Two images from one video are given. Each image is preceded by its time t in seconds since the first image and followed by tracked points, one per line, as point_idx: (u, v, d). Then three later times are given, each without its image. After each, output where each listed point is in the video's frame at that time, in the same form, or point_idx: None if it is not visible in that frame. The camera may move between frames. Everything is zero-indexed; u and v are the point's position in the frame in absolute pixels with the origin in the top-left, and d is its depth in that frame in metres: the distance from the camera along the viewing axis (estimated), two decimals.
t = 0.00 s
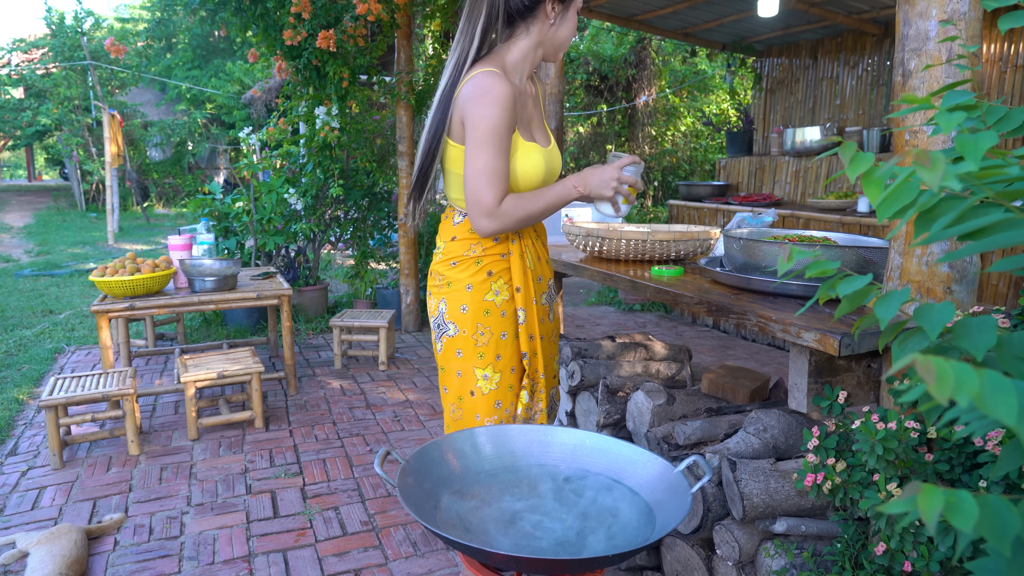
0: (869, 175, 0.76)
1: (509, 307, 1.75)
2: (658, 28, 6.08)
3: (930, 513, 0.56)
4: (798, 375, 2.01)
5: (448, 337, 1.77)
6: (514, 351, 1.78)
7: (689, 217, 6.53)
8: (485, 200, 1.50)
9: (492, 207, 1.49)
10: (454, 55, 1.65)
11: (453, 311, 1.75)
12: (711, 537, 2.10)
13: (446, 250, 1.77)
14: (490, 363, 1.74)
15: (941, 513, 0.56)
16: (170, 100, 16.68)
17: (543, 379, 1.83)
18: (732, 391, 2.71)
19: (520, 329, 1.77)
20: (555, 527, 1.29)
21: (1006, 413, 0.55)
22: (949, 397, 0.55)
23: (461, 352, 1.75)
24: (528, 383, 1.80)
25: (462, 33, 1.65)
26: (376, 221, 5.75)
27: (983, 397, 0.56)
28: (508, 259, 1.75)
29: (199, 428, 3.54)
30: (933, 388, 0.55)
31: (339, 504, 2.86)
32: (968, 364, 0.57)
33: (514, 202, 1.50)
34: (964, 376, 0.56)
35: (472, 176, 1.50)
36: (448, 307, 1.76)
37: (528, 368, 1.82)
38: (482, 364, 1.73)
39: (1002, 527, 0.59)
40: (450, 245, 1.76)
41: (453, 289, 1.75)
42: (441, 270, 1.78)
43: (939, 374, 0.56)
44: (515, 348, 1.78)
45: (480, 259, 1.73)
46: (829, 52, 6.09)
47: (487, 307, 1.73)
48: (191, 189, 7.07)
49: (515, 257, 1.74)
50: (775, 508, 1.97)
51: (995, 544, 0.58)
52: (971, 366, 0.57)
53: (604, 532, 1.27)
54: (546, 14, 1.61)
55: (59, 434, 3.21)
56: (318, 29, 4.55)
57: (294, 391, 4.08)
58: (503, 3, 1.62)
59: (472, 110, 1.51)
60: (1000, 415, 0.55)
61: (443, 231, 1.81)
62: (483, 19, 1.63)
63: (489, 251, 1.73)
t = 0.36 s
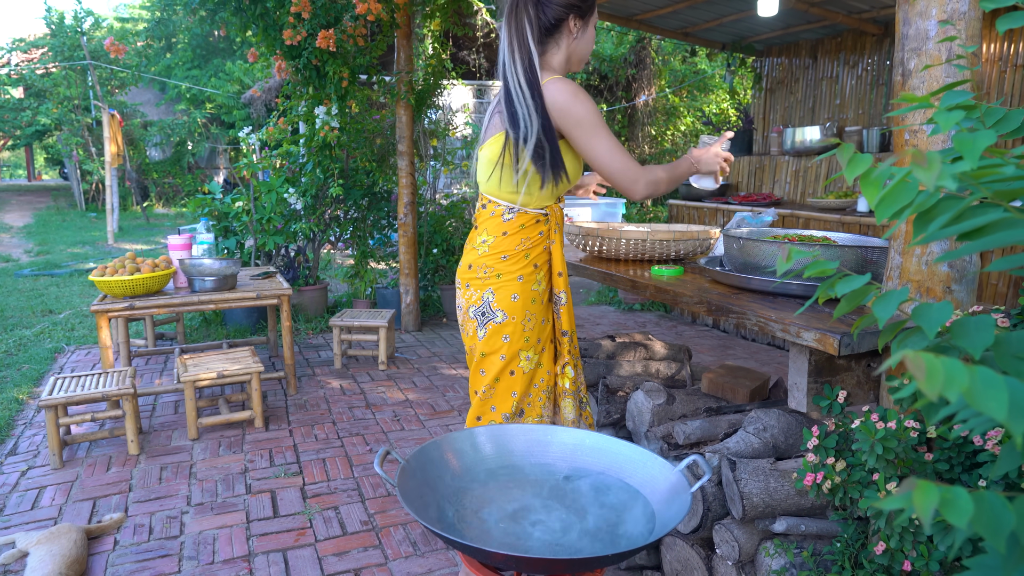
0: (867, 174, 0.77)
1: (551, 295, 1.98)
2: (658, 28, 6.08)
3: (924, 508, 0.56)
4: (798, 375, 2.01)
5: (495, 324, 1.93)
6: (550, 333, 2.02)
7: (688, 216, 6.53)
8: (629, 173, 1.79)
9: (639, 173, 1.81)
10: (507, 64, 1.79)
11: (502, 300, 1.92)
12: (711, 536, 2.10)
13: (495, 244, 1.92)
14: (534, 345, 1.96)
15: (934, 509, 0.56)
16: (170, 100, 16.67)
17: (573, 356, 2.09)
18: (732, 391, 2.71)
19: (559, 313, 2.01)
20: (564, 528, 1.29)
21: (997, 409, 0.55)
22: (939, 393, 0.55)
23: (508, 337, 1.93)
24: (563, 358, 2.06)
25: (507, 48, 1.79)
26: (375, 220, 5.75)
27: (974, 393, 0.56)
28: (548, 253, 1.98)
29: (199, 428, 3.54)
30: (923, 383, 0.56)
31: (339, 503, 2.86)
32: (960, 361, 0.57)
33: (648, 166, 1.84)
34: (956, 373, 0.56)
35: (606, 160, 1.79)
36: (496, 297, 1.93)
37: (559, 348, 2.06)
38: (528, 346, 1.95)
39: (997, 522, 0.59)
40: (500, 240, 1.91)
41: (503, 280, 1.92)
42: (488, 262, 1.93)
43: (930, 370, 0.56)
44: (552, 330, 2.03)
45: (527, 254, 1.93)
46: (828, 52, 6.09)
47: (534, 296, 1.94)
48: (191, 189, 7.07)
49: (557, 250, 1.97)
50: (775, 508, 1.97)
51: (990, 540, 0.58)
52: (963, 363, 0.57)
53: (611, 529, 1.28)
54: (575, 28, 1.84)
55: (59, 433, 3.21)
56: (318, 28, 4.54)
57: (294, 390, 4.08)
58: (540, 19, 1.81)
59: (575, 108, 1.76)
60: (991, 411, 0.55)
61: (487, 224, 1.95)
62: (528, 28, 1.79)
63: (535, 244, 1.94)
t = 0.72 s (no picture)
0: (869, 175, 0.77)
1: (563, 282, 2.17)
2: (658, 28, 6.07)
3: (929, 514, 0.56)
4: (797, 375, 2.02)
5: (521, 308, 2.07)
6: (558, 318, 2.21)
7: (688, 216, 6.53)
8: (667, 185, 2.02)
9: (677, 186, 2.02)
10: (545, 81, 1.95)
11: (527, 284, 2.06)
12: (711, 536, 2.10)
13: (517, 232, 2.06)
14: (552, 327, 2.14)
15: (939, 514, 0.56)
16: (170, 100, 16.66)
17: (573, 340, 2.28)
18: (731, 391, 2.71)
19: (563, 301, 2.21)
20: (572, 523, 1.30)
21: (1005, 415, 0.54)
22: (947, 398, 0.55)
23: (533, 320, 2.08)
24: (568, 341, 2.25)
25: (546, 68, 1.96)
26: (375, 220, 5.74)
27: (983, 398, 0.56)
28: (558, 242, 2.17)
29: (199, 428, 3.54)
30: (932, 390, 0.56)
31: (338, 504, 2.85)
32: (969, 366, 0.57)
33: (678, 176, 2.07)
34: (964, 379, 0.56)
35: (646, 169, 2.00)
36: (520, 282, 2.06)
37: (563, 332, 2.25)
38: (549, 328, 2.11)
39: (1002, 528, 0.59)
40: (521, 228, 2.06)
41: (525, 266, 2.07)
42: (510, 250, 2.07)
43: (938, 376, 0.56)
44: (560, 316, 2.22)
45: (545, 242, 2.11)
46: (828, 52, 6.10)
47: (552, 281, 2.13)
48: (191, 189, 7.07)
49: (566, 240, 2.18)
50: (775, 508, 1.97)
51: (994, 545, 0.58)
52: (971, 368, 0.57)
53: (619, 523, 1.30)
54: (601, 56, 2.03)
55: (59, 433, 3.21)
56: (317, 28, 4.54)
57: (294, 391, 4.08)
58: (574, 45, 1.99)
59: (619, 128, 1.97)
60: (999, 416, 0.55)
61: (507, 212, 2.08)
62: (563, 49, 1.95)
63: (549, 234, 2.12)
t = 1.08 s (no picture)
0: (867, 176, 0.77)
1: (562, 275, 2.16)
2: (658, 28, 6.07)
3: (924, 506, 0.56)
4: (798, 375, 2.02)
5: (523, 303, 2.07)
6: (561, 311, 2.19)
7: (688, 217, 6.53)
8: (590, 180, 1.92)
9: (599, 184, 1.91)
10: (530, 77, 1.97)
11: (527, 279, 2.06)
12: (711, 537, 2.10)
13: (512, 228, 2.06)
14: (556, 320, 2.12)
15: (935, 507, 0.56)
16: (170, 100, 16.66)
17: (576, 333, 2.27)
18: (731, 391, 2.71)
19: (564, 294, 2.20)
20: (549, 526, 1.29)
21: (1000, 410, 0.55)
22: (941, 394, 0.55)
23: (536, 315, 2.08)
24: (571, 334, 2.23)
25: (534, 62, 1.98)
26: (375, 221, 5.74)
27: (976, 394, 0.56)
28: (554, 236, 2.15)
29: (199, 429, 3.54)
30: (925, 385, 0.56)
31: (338, 504, 2.85)
32: (963, 362, 0.57)
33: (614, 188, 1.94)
34: (958, 374, 0.56)
35: (578, 162, 1.92)
36: (520, 277, 2.06)
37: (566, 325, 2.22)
38: (553, 321, 2.11)
39: (998, 520, 0.59)
40: (517, 224, 2.06)
41: (524, 261, 2.06)
42: (508, 246, 2.07)
43: (932, 371, 0.56)
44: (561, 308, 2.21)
45: (541, 236, 2.09)
46: (828, 53, 6.10)
47: (551, 274, 2.11)
48: (191, 190, 7.07)
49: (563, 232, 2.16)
50: (775, 508, 1.97)
51: (992, 539, 0.58)
52: (966, 364, 0.57)
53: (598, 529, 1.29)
54: (590, 58, 2.04)
55: (59, 434, 3.21)
56: (317, 29, 4.55)
57: (294, 391, 4.08)
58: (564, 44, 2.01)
59: (579, 118, 1.92)
60: (994, 412, 0.55)
61: (502, 209, 2.07)
62: (550, 48, 1.98)
63: (545, 229, 2.11)
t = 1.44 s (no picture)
0: (866, 178, 0.77)
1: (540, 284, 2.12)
2: (658, 30, 6.07)
3: (924, 508, 0.56)
4: (798, 377, 2.03)
5: (493, 311, 2.08)
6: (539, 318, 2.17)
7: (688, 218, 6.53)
8: (568, 183, 1.89)
9: (576, 187, 1.88)
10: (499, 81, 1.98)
11: (498, 287, 2.07)
12: (711, 539, 2.10)
13: (488, 237, 2.07)
14: (530, 329, 2.11)
15: (935, 509, 0.56)
16: (170, 102, 16.66)
17: (560, 339, 2.22)
18: (732, 393, 2.71)
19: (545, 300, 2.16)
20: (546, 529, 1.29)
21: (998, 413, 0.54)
22: (940, 397, 0.55)
23: (507, 322, 2.08)
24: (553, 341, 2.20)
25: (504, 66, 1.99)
26: (375, 222, 5.74)
27: (975, 396, 0.56)
28: (536, 243, 2.12)
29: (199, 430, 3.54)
30: (923, 387, 0.56)
31: (338, 506, 2.85)
32: (961, 365, 0.57)
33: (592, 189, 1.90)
34: (957, 377, 0.55)
35: (553, 165, 1.89)
36: (492, 285, 2.08)
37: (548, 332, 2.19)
38: (525, 330, 2.09)
39: (998, 523, 0.59)
40: (492, 232, 2.06)
41: (497, 270, 2.07)
42: (483, 254, 2.09)
43: (931, 374, 0.56)
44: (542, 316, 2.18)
45: (519, 244, 2.08)
46: (828, 54, 6.10)
47: (527, 283, 2.09)
48: (192, 192, 7.08)
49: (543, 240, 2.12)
50: (775, 510, 1.97)
51: (991, 541, 0.58)
52: (964, 367, 0.57)
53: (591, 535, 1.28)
54: (561, 53, 2.00)
55: (59, 435, 3.21)
56: (317, 30, 4.57)
57: (294, 393, 4.08)
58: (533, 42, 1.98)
59: (551, 117, 1.89)
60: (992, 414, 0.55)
61: (480, 218, 2.10)
62: (517, 49, 1.98)
63: (524, 235, 2.08)
